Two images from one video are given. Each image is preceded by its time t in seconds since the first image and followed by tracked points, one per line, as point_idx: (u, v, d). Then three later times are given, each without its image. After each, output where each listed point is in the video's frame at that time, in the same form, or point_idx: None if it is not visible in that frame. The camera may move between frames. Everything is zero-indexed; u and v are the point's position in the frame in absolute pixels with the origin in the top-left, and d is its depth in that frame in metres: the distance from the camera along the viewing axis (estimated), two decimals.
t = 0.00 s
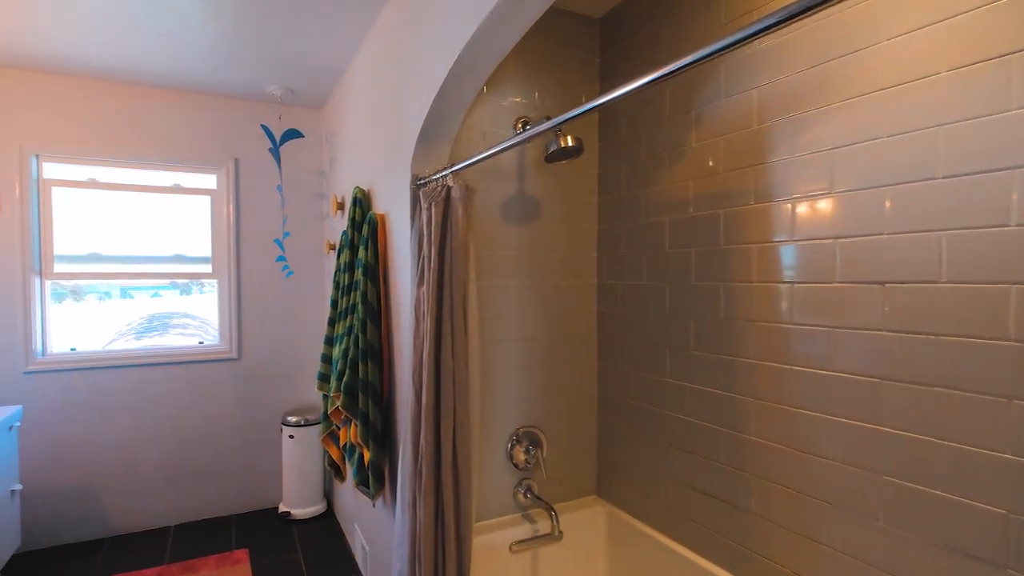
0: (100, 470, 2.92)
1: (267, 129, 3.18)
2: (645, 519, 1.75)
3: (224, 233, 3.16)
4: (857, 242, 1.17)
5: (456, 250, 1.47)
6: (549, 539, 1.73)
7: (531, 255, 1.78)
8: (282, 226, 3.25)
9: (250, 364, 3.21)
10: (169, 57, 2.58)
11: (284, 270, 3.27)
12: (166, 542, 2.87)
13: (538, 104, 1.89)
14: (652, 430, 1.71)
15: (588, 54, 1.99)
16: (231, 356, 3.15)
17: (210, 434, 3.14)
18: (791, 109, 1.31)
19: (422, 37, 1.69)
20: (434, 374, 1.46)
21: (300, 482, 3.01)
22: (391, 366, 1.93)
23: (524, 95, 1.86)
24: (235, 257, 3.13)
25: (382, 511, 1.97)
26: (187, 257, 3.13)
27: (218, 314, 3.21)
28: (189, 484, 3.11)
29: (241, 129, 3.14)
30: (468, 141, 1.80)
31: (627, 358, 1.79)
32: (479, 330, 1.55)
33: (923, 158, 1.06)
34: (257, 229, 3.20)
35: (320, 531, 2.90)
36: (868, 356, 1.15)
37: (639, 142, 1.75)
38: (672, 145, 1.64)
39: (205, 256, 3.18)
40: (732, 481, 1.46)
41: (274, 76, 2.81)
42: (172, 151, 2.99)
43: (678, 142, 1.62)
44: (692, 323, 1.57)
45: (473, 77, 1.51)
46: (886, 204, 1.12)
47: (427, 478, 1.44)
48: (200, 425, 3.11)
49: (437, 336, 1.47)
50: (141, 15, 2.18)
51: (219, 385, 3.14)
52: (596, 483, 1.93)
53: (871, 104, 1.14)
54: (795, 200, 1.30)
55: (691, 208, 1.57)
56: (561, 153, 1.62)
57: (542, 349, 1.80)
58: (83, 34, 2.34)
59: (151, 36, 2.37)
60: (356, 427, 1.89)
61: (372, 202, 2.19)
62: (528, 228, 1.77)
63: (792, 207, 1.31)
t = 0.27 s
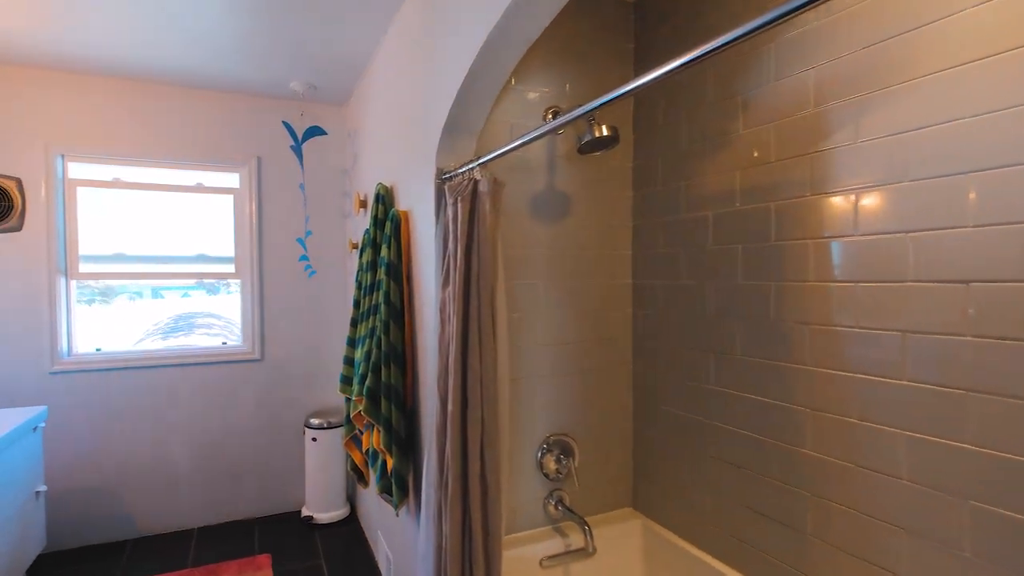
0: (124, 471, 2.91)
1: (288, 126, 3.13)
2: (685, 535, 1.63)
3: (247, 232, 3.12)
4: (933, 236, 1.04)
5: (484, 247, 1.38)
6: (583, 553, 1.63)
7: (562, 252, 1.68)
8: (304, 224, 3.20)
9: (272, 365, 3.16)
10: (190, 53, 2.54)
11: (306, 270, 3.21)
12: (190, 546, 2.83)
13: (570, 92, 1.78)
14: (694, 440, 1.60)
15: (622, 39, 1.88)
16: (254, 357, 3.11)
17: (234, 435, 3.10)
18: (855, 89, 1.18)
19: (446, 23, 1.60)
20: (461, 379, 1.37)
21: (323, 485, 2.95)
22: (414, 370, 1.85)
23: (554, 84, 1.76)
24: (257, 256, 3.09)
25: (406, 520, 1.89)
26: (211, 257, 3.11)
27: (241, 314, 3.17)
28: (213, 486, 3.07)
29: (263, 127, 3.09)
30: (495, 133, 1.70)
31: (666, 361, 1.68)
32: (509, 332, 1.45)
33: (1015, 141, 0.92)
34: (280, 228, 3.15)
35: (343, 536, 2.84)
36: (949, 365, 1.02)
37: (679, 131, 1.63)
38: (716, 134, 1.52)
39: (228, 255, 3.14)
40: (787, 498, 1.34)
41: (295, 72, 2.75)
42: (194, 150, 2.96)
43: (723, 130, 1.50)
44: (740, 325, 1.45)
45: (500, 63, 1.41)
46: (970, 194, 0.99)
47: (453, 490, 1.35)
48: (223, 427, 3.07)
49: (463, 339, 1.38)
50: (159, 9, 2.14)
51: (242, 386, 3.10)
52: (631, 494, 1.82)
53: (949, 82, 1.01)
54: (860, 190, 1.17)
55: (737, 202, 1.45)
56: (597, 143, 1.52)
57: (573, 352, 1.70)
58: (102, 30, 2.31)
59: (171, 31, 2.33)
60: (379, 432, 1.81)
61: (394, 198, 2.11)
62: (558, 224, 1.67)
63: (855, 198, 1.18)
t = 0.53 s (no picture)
0: (152, 473, 2.89)
1: (314, 122, 3.08)
2: (735, 556, 1.51)
3: (273, 231, 3.08)
4: None
5: (519, 243, 1.28)
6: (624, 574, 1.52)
7: (600, 250, 1.57)
8: (330, 223, 3.14)
9: (299, 367, 3.11)
10: (214, 49, 2.50)
11: (332, 270, 3.15)
12: (217, 551, 2.79)
13: (608, 78, 1.66)
14: (747, 453, 1.47)
15: (664, 21, 1.75)
16: (280, 358, 3.06)
17: (260, 438, 3.06)
18: (940, 61, 1.03)
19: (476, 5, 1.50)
20: (494, 385, 1.27)
21: (349, 490, 2.89)
22: (443, 374, 1.76)
23: (592, 69, 1.64)
24: (283, 255, 3.04)
25: (435, 532, 1.80)
26: (238, 257, 3.07)
27: (268, 315, 3.13)
28: (239, 489, 3.04)
29: (289, 124, 3.04)
30: (529, 122, 1.59)
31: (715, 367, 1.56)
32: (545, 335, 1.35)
33: None
34: (306, 227, 3.10)
35: (370, 544, 2.77)
36: None
37: (730, 116, 1.50)
38: (773, 119, 1.38)
39: (255, 255, 3.11)
40: (858, 523, 1.19)
41: (321, 67, 2.69)
42: (221, 149, 2.93)
43: (780, 114, 1.36)
44: (800, 328, 1.32)
45: (534, 43, 1.30)
46: None
47: (486, 506, 1.25)
48: (249, 429, 3.04)
49: (496, 342, 1.28)
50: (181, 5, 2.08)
51: (269, 388, 3.06)
52: (675, 509, 1.70)
53: None
54: (947, 177, 1.02)
55: (798, 193, 1.32)
56: (640, 130, 1.40)
57: (612, 357, 1.59)
58: (128, 27, 2.28)
59: (194, 27, 2.28)
60: (407, 440, 1.72)
61: (422, 194, 2.02)
62: (595, 219, 1.57)
63: (941, 186, 1.04)
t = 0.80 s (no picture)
0: (182, 474, 2.88)
1: (342, 120, 3.03)
2: None
3: (302, 230, 3.04)
4: None
5: (559, 240, 1.18)
6: None
7: (643, 249, 1.47)
8: (359, 222, 3.09)
9: (328, 368, 3.07)
10: (241, 47, 2.46)
11: (361, 269, 3.10)
12: (246, 555, 2.77)
13: (652, 63, 1.55)
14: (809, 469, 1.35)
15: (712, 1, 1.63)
16: (309, 359, 3.02)
17: (289, 440, 3.02)
18: None
19: None
20: (532, 393, 1.18)
21: (378, 495, 2.83)
22: (475, 379, 1.67)
23: (635, 53, 1.53)
24: (313, 255, 3.00)
25: (467, 545, 1.71)
26: (267, 257, 3.05)
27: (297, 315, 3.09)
28: (268, 491, 3.00)
29: (317, 122, 3.00)
30: (567, 111, 1.49)
31: (774, 374, 1.44)
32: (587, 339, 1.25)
33: None
34: (335, 226, 3.05)
35: (399, 552, 2.70)
36: None
37: (790, 101, 1.37)
38: (840, 103, 1.26)
39: (284, 255, 3.07)
40: (945, 554, 1.06)
41: (349, 63, 2.63)
42: (250, 148, 2.91)
43: (848, 97, 1.24)
44: (873, 334, 1.19)
45: (574, 23, 1.20)
46: None
47: (523, 524, 1.15)
48: (278, 430, 3.00)
49: (534, 346, 1.19)
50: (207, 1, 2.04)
51: (299, 389, 3.02)
52: (725, 527, 1.58)
53: None
54: None
55: (870, 183, 1.19)
56: (692, 116, 1.29)
57: (656, 363, 1.48)
58: (152, 26, 2.26)
59: (221, 24, 2.24)
60: (437, 448, 1.64)
61: (453, 190, 1.93)
62: (639, 215, 1.47)
63: None
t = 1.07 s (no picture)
0: (216, 473, 2.87)
1: (375, 115, 2.99)
2: None
3: (335, 228, 3.00)
4: None
5: (609, 233, 1.09)
6: None
7: (696, 244, 1.36)
8: (391, 220, 3.03)
9: (361, 368, 3.03)
10: (274, 43, 2.43)
11: (394, 267, 3.05)
12: (279, 556, 2.74)
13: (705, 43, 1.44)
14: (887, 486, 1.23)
15: None
16: (342, 359, 2.99)
17: (321, 440, 2.99)
18: None
19: None
20: (579, 398, 1.08)
21: (410, 499, 2.77)
22: (513, 382, 1.58)
23: (685, 33, 1.42)
24: (345, 253, 2.97)
25: (505, 556, 1.63)
26: (300, 256, 3.02)
27: (329, 315, 3.06)
28: (300, 492, 2.98)
29: (350, 118, 2.97)
30: (613, 95, 1.39)
31: (844, 379, 1.32)
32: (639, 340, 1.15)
33: None
34: (368, 223, 3.01)
35: (431, 558, 2.64)
36: None
37: (862, 80, 1.25)
38: (923, 79, 1.13)
39: (316, 253, 3.04)
40: None
41: (381, 57, 2.57)
42: (283, 145, 2.89)
43: (933, 71, 1.11)
44: (965, 336, 1.06)
45: None
46: None
47: (570, 542, 1.06)
48: (311, 430, 2.97)
49: (582, 349, 1.09)
50: None
51: (332, 389, 2.99)
52: (785, 546, 1.46)
53: None
54: None
55: (961, 168, 1.06)
56: (755, 96, 1.19)
57: (709, 367, 1.37)
58: (182, 19, 2.24)
59: (253, 18, 2.21)
60: (474, 454, 1.56)
61: (489, 185, 1.84)
62: (691, 206, 1.36)
63: None
